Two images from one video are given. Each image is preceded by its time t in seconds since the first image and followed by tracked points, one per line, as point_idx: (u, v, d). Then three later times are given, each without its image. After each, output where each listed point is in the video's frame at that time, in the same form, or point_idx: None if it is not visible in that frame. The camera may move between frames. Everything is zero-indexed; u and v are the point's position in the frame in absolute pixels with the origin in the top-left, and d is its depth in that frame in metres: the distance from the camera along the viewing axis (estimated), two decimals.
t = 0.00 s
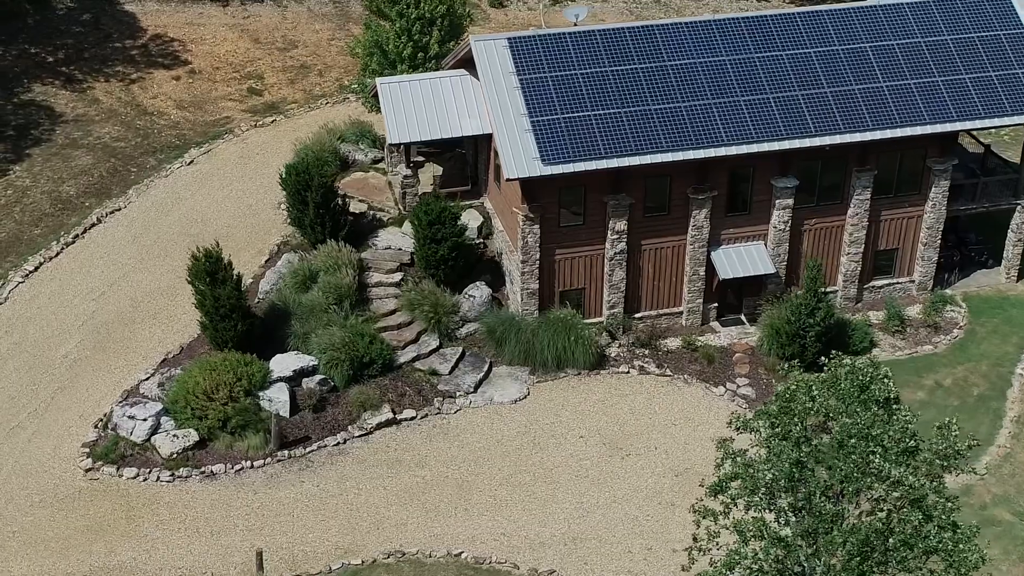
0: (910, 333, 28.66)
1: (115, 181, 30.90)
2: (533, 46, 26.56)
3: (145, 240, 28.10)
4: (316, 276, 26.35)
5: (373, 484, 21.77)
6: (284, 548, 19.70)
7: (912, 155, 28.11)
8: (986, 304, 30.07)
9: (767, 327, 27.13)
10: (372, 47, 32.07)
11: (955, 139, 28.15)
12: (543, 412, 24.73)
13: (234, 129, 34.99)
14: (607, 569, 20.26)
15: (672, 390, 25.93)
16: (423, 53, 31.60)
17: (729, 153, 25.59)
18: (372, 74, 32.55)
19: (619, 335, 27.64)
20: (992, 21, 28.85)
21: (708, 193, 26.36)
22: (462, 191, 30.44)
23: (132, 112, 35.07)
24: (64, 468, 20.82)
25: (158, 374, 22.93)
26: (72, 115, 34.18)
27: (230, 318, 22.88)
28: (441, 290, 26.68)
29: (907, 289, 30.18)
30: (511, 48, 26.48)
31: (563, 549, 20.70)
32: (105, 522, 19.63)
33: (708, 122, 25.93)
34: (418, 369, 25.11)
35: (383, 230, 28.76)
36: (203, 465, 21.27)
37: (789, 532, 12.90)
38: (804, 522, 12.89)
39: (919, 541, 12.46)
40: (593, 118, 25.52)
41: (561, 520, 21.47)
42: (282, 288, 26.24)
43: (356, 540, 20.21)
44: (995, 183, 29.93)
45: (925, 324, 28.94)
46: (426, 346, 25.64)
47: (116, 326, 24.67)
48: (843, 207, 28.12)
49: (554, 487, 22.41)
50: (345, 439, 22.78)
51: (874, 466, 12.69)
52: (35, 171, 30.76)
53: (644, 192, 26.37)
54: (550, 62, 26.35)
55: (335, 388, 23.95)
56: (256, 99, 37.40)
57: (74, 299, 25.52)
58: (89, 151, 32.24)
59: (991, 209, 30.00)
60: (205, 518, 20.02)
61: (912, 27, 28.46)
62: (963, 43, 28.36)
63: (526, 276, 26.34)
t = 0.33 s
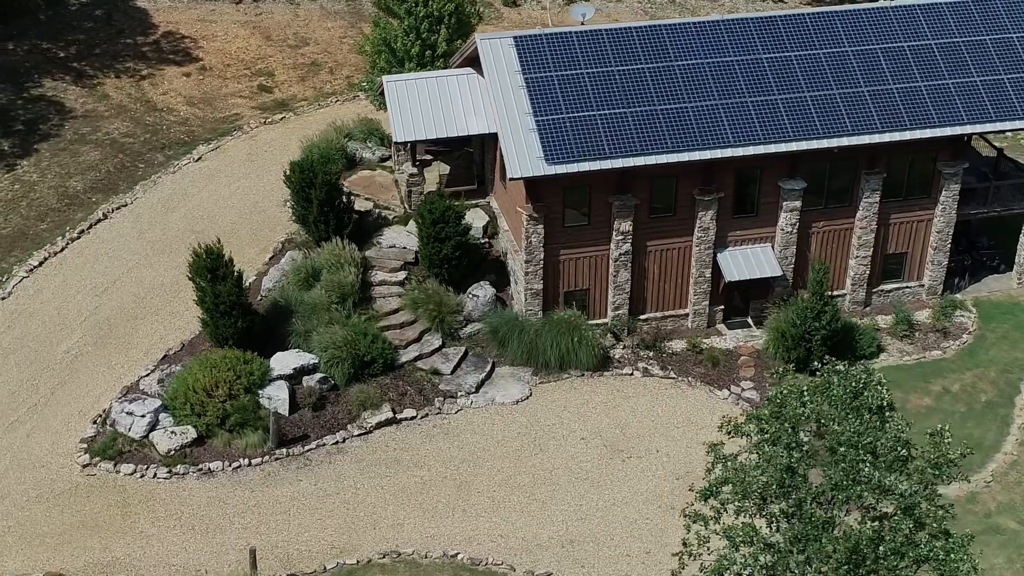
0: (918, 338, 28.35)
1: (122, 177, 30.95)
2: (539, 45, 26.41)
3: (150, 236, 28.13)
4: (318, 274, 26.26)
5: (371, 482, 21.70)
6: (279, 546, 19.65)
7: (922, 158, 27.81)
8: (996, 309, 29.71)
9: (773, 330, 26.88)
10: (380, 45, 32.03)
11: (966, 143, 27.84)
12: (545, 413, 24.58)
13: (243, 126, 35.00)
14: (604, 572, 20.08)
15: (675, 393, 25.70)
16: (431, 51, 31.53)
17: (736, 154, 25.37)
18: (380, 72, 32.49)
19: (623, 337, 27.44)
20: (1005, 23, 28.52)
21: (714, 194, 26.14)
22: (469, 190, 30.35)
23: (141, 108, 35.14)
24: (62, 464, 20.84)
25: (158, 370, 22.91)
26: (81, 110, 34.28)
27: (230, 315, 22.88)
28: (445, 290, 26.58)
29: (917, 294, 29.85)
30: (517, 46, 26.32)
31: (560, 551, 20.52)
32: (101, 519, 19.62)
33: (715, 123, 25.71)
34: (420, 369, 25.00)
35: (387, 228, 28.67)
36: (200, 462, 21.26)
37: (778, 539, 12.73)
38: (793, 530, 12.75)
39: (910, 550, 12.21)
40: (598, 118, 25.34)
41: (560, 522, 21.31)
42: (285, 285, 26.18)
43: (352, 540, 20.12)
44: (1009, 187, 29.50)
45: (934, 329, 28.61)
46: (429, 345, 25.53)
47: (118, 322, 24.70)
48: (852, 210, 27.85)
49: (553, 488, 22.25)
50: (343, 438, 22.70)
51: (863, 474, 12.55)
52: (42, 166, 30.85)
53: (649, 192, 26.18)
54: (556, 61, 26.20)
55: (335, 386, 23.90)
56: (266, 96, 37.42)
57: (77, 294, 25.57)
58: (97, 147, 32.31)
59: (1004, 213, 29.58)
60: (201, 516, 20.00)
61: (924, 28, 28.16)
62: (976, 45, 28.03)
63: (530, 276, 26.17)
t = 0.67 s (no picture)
0: (927, 343, 28.05)
1: (130, 172, 31.03)
2: (546, 44, 26.28)
3: (155, 231, 28.17)
4: (322, 271, 26.23)
5: (369, 481, 21.63)
6: (274, 544, 19.61)
7: (932, 162, 27.51)
8: (1008, 315, 29.36)
9: (779, 333, 26.66)
10: (389, 42, 31.95)
11: (977, 146, 27.52)
12: (547, 414, 24.44)
13: (252, 123, 35.01)
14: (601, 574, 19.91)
15: (679, 395, 25.49)
16: (439, 49, 31.44)
17: (742, 155, 25.15)
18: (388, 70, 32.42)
19: (628, 338, 27.25)
20: (1018, 26, 28.19)
21: (720, 196, 25.91)
22: (475, 189, 30.22)
23: (151, 104, 35.21)
24: (60, 458, 20.90)
25: (158, 366, 22.92)
26: (91, 105, 34.38)
27: (231, 311, 22.90)
28: (449, 289, 26.49)
29: (927, 298, 29.52)
30: (523, 44, 26.22)
31: (558, 554, 20.36)
32: (97, 514, 19.65)
33: (722, 123, 25.50)
34: (422, 368, 24.91)
35: (393, 226, 28.60)
36: (198, 459, 21.25)
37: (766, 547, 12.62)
38: (781, 537, 12.66)
39: (898, 560, 12.09)
40: (603, 117, 25.18)
41: (558, 524, 21.15)
42: (288, 282, 26.16)
43: (348, 539, 20.05)
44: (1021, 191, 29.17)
45: (943, 335, 28.29)
46: (432, 344, 25.42)
47: (121, 317, 24.74)
48: (861, 213, 27.57)
49: (552, 489, 22.10)
50: (343, 436, 22.64)
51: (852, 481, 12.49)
52: (50, 161, 30.97)
53: (655, 193, 25.99)
54: (563, 60, 26.05)
55: (335, 384, 23.81)
56: (276, 92, 37.42)
57: (81, 289, 25.62)
58: (106, 142, 32.39)
59: (1016, 218, 29.25)
60: (198, 512, 19.99)
61: (935, 30, 27.87)
62: (988, 48, 27.71)
63: (534, 277, 26.03)
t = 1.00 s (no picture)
0: (929, 347, 27.80)
1: (130, 168, 31.05)
2: (545, 42, 26.14)
3: (154, 228, 28.18)
4: (318, 269, 26.16)
5: (361, 480, 21.55)
6: (263, 542, 19.54)
7: (936, 164, 27.24)
8: (1011, 319, 29.07)
9: (778, 336, 26.44)
10: (391, 40, 31.85)
11: (981, 148, 27.25)
12: (542, 415, 24.30)
13: (255, 120, 34.98)
14: None
15: (676, 397, 25.32)
16: (441, 47, 31.33)
17: (742, 157, 24.96)
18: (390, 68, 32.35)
19: (626, 339, 27.09)
20: None
21: (720, 197, 25.72)
22: (475, 188, 30.09)
23: (155, 100, 35.24)
24: (51, 454, 20.94)
25: (152, 363, 22.94)
26: (94, 101, 34.43)
27: (225, 309, 22.86)
28: (446, 288, 26.36)
29: (929, 301, 29.27)
30: (523, 43, 26.09)
31: (549, 556, 20.20)
32: (86, 511, 19.68)
33: (722, 124, 25.31)
34: (418, 367, 24.82)
35: (391, 225, 28.51)
36: (189, 456, 21.25)
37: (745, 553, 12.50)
38: (763, 544, 12.55)
39: (879, 568, 11.94)
40: (602, 117, 25.03)
41: (550, 526, 20.99)
42: (285, 280, 26.10)
43: (338, 538, 19.96)
44: None
45: (945, 338, 28.03)
46: (428, 343, 25.33)
47: (116, 313, 24.76)
48: (863, 215, 27.34)
49: (545, 491, 21.96)
50: (336, 435, 22.57)
51: (833, 487, 12.30)
52: (51, 156, 31.03)
53: (655, 193, 25.81)
54: (562, 59, 25.91)
55: (330, 383, 23.73)
56: (280, 90, 37.40)
57: (77, 285, 25.66)
58: (108, 138, 32.43)
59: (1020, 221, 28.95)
60: (187, 510, 19.98)
61: (940, 31, 27.61)
62: (994, 49, 27.43)
63: (532, 276, 25.90)
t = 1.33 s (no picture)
0: (925, 350, 27.61)
1: (126, 165, 31.02)
2: (539, 41, 26.02)
3: (148, 225, 28.14)
4: (311, 267, 26.09)
5: (349, 480, 21.45)
6: (248, 541, 19.46)
7: (933, 165, 27.02)
8: (1009, 322, 28.84)
9: (773, 338, 26.26)
10: (388, 38, 31.81)
11: (979, 150, 27.03)
12: (533, 416, 24.16)
13: (252, 118, 34.92)
14: None
15: (669, 398, 25.15)
16: (438, 45, 31.26)
17: (736, 157, 24.79)
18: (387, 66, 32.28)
19: (620, 340, 26.95)
20: None
21: (714, 197, 25.56)
22: (471, 187, 29.96)
23: (152, 97, 35.21)
24: (38, 451, 20.92)
25: (141, 360, 22.91)
26: (91, 98, 34.41)
27: (215, 307, 22.80)
28: (439, 287, 26.25)
29: (927, 304, 29.06)
30: (517, 42, 25.99)
31: (536, 557, 20.04)
32: (72, 508, 19.65)
33: (716, 124, 25.15)
34: (409, 366, 24.72)
35: (385, 223, 28.41)
36: (177, 454, 21.20)
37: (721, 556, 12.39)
38: (739, 548, 12.45)
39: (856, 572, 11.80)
40: (596, 116, 24.89)
41: (538, 527, 20.83)
42: (277, 278, 26.04)
43: (324, 538, 19.86)
44: None
45: (942, 341, 27.83)
46: (420, 343, 25.23)
47: (107, 310, 24.72)
48: (860, 216, 27.13)
49: (534, 491, 21.81)
50: (324, 434, 22.48)
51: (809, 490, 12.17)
52: (47, 153, 31.02)
53: (649, 194, 25.65)
54: (556, 58, 25.77)
55: (320, 381, 23.63)
56: (278, 88, 37.34)
57: (69, 282, 25.64)
58: (104, 135, 32.41)
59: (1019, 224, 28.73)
60: (173, 508, 19.91)
61: (939, 32, 27.41)
62: (993, 51, 27.22)
63: (524, 276, 25.77)
